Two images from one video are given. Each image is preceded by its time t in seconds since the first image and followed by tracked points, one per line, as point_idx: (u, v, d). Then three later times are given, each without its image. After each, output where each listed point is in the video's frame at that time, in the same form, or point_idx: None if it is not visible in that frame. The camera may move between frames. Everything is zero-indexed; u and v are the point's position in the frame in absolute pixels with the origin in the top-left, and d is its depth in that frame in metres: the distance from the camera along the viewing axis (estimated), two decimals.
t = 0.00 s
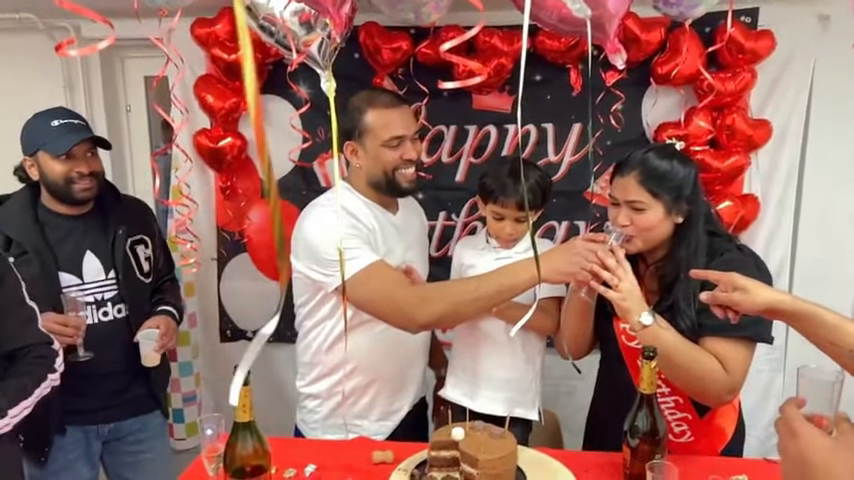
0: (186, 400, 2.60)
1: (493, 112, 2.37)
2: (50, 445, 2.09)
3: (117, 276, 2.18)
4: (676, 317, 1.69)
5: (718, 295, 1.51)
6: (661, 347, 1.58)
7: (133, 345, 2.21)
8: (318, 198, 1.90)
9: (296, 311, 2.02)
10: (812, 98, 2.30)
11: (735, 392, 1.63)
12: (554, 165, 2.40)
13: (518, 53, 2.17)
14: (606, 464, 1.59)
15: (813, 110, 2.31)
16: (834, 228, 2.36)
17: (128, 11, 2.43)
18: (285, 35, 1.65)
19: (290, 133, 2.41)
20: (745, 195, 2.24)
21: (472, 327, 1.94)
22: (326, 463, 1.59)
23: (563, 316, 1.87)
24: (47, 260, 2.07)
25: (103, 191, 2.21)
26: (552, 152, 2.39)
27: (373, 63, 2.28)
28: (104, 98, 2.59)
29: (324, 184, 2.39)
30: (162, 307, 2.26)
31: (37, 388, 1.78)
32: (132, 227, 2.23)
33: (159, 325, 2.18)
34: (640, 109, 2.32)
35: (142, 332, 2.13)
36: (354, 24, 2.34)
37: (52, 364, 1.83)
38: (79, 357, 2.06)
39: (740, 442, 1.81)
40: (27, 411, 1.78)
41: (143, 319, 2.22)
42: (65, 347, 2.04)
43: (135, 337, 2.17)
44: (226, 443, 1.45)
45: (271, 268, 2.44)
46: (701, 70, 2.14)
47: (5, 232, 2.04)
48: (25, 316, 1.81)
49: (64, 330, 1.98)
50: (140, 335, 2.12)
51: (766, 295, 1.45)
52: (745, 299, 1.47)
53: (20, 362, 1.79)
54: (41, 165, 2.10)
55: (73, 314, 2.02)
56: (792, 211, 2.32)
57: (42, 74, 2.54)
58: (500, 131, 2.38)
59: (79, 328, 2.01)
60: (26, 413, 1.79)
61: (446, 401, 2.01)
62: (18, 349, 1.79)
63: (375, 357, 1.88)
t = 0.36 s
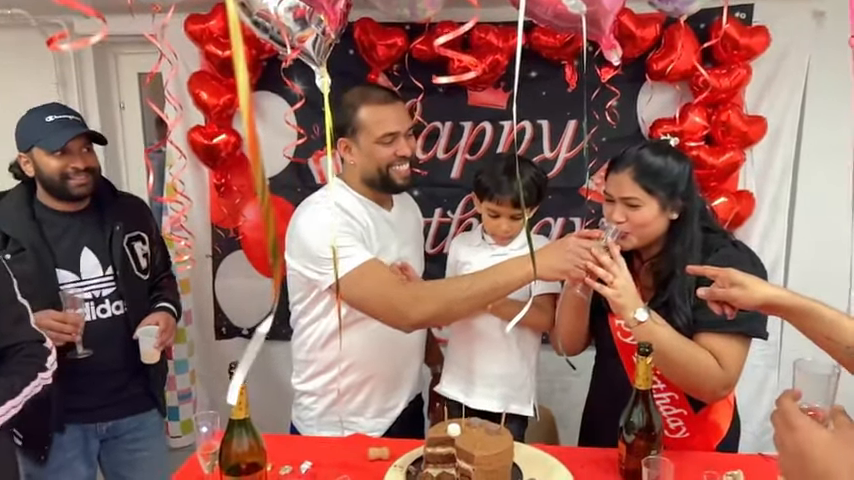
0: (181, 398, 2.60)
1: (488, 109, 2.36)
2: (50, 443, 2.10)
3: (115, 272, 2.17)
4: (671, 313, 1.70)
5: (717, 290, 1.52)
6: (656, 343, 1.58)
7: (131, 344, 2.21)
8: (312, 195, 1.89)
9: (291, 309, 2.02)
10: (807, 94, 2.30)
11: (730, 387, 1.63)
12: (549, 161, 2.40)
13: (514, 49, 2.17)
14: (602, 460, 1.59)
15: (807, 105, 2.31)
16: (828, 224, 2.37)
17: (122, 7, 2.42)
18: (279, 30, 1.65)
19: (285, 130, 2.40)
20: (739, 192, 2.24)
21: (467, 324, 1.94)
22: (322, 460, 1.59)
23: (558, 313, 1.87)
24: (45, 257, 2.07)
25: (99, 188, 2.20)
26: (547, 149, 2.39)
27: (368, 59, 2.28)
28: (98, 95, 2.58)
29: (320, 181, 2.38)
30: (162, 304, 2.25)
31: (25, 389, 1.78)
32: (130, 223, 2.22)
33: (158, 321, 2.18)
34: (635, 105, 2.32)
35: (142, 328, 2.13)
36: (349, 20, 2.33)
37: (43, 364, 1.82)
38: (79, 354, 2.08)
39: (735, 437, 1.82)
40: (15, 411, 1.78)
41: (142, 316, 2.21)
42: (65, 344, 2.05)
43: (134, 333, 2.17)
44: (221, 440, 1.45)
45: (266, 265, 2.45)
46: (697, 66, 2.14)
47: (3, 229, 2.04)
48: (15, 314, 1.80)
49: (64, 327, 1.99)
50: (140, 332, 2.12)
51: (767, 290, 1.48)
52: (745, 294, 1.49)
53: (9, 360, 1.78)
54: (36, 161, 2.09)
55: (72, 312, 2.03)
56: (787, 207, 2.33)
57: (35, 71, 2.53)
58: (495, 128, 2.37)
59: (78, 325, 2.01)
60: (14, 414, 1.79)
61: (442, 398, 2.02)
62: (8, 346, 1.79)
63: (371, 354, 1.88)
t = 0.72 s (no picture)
0: (175, 393, 2.58)
1: (482, 103, 2.36)
2: (48, 439, 2.09)
3: (112, 266, 2.16)
4: (664, 308, 1.70)
5: (715, 287, 1.51)
6: (649, 338, 1.59)
7: (127, 339, 2.20)
8: (303, 192, 1.89)
9: (285, 304, 2.02)
10: (801, 88, 2.30)
11: (723, 381, 1.63)
12: (543, 156, 2.40)
13: (508, 44, 2.17)
14: (596, 454, 1.60)
15: (801, 99, 2.31)
16: (820, 218, 2.38)
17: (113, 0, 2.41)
18: (272, 23, 1.61)
19: (278, 124, 2.39)
20: (733, 186, 2.25)
21: (461, 319, 1.93)
22: (316, 455, 1.59)
23: (552, 308, 1.87)
24: (41, 251, 2.05)
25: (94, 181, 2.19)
26: (541, 143, 2.39)
27: (362, 54, 2.27)
28: (90, 89, 2.56)
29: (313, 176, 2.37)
30: (160, 299, 2.25)
31: (11, 387, 1.77)
32: (126, 217, 2.22)
33: (157, 314, 2.18)
34: (629, 100, 2.32)
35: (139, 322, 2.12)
36: (342, 14, 2.32)
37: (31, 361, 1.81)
38: (77, 349, 2.07)
39: (729, 432, 1.82)
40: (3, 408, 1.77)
41: (139, 310, 2.21)
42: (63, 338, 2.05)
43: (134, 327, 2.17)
44: (215, 436, 1.45)
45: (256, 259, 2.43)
46: (691, 61, 2.14)
47: None
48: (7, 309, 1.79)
49: (62, 321, 1.98)
50: (139, 325, 2.10)
51: (764, 286, 1.46)
52: (743, 290, 1.47)
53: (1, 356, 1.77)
54: (30, 153, 2.07)
55: (69, 306, 2.03)
56: (781, 202, 2.33)
57: (26, 64, 2.51)
58: (490, 122, 2.37)
59: (75, 319, 2.01)
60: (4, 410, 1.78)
61: (436, 392, 2.02)
62: None
63: (364, 349, 1.88)
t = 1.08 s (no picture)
0: (169, 388, 2.57)
1: (477, 98, 2.36)
2: (47, 436, 2.09)
3: (109, 260, 2.16)
4: (658, 302, 1.70)
5: (716, 285, 1.52)
6: (643, 332, 1.59)
7: (123, 334, 2.20)
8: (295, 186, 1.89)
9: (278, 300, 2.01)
10: (795, 83, 2.30)
11: (717, 374, 1.64)
12: (538, 150, 2.39)
13: (503, 37, 2.16)
14: (590, 448, 1.60)
15: (796, 93, 2.31)
16: (813, 212, 2.38)
17: None
18: (266, 17, 1.64)
19: (272, 117, 2.38)
20: (727, 181, 2.25)
21: (455, 314, 1.93)
22: (311, 449, 1.59)
23: (546, 304, 1.87)
24: (38, 245, 2.04)
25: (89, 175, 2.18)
26: (536, 137, 2.38)
27: (357, 47, 2.26)
28: (82, 82, 2.55)
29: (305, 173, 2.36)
30: (156, 292, 2.24)
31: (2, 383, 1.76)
32: (122, 210, 2.21)
33: (155, 308, 2.18)
34: (624, 94, 2.32)
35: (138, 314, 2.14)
36: (336, 8, 2.31)
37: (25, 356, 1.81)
38: (75, 342, 2.08)
39: (722, 425, 1.83)
40: None
41: (136, 304, 2.20)
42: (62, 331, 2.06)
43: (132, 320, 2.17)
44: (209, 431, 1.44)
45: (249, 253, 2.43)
46: (686, 55, 2.14)
47: None
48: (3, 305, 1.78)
49: (61, 314, 1.99)
50: (136, 318, 2.12)
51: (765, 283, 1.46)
52: (743, 287, 1.47)
53: None
54: (24, 147, 2.06)
55: (68, 300, 2.03)
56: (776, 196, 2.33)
57: (18, 57, 2.50)
58: (484, 117, 2.37)
59: (75, 312, 2.01)
60: None
61: (430, 386, 2.02)
62: None
63: (358, 344, 1.88)
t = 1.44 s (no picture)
0: (164, 383, 2.55)
1: (472, 92, 2.35)
2: (47, 431, 2.09)
3: (106, 254, 2.15)
4: (652, 296, 1.70)
5: (722, 288, 1.46)
6: (637, 325, 1.60)
7: (120, 329, 2.19)
8: (288, 182, 1.88)
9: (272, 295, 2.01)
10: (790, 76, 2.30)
11: (711, 368, 1.64)
12: (533, 144, 2.39)
13: (498, 31, 2.16)
14: (585, 442, 1.60)
15: (790, 87, 2.31)
16: (807, 206, 2.38)
17: None
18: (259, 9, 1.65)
19: (266, 110, 2.38)
20: (721, 174, 2.25)
21: (450, 308, 1.93)
22: (306, 444, 1.59)
23: (540, 299, 1.87)
24: (35, 239, 2.03)
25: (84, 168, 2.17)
26: (531, 132, 2.38)
27: (351, 41, 2.26)
28: (74, 76, 2.54)
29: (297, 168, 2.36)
30: (154, 287, 2.23)
31: None
32: (119, 204, 2.21)
33: (154, 302, 2.19)
34: (619, 89, 2.32)
35: (136, 308, 2.12)
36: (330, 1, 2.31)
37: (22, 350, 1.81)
38: (75, 334, 2.08)
39: (716, 419, 1.83)
40: None
41: (134, 299, 2.20)
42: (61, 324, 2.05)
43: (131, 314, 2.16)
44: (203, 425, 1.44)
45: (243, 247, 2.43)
46: (681, 48, 2.14)
47: None
48: None
49: (60, 307, 1.98)
50: (136, 311, 2.10)
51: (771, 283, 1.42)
52: (752, 288, 1.42)
53: None
54: (18, 140, 2.05)
55: (67, 294, 2.02)
56: (770, 190, 2.33)
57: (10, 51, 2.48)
58: (479, 111, 2.37)
59: (74, 304, 2.01)
60: None
61: (426, 380, 2.03)
62: None
63: (352, 339, 1.87)
